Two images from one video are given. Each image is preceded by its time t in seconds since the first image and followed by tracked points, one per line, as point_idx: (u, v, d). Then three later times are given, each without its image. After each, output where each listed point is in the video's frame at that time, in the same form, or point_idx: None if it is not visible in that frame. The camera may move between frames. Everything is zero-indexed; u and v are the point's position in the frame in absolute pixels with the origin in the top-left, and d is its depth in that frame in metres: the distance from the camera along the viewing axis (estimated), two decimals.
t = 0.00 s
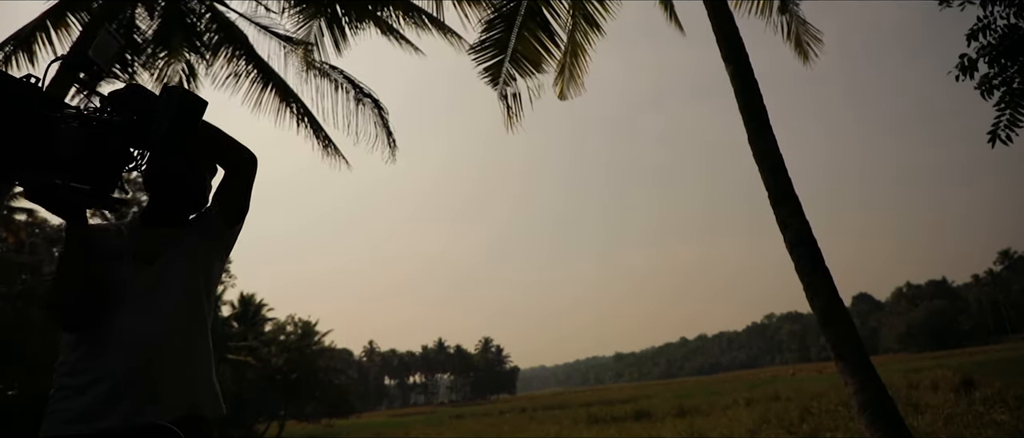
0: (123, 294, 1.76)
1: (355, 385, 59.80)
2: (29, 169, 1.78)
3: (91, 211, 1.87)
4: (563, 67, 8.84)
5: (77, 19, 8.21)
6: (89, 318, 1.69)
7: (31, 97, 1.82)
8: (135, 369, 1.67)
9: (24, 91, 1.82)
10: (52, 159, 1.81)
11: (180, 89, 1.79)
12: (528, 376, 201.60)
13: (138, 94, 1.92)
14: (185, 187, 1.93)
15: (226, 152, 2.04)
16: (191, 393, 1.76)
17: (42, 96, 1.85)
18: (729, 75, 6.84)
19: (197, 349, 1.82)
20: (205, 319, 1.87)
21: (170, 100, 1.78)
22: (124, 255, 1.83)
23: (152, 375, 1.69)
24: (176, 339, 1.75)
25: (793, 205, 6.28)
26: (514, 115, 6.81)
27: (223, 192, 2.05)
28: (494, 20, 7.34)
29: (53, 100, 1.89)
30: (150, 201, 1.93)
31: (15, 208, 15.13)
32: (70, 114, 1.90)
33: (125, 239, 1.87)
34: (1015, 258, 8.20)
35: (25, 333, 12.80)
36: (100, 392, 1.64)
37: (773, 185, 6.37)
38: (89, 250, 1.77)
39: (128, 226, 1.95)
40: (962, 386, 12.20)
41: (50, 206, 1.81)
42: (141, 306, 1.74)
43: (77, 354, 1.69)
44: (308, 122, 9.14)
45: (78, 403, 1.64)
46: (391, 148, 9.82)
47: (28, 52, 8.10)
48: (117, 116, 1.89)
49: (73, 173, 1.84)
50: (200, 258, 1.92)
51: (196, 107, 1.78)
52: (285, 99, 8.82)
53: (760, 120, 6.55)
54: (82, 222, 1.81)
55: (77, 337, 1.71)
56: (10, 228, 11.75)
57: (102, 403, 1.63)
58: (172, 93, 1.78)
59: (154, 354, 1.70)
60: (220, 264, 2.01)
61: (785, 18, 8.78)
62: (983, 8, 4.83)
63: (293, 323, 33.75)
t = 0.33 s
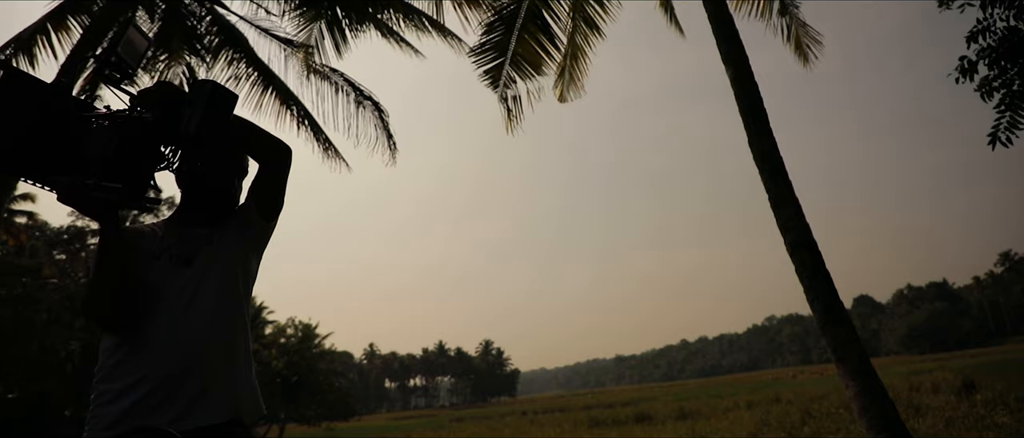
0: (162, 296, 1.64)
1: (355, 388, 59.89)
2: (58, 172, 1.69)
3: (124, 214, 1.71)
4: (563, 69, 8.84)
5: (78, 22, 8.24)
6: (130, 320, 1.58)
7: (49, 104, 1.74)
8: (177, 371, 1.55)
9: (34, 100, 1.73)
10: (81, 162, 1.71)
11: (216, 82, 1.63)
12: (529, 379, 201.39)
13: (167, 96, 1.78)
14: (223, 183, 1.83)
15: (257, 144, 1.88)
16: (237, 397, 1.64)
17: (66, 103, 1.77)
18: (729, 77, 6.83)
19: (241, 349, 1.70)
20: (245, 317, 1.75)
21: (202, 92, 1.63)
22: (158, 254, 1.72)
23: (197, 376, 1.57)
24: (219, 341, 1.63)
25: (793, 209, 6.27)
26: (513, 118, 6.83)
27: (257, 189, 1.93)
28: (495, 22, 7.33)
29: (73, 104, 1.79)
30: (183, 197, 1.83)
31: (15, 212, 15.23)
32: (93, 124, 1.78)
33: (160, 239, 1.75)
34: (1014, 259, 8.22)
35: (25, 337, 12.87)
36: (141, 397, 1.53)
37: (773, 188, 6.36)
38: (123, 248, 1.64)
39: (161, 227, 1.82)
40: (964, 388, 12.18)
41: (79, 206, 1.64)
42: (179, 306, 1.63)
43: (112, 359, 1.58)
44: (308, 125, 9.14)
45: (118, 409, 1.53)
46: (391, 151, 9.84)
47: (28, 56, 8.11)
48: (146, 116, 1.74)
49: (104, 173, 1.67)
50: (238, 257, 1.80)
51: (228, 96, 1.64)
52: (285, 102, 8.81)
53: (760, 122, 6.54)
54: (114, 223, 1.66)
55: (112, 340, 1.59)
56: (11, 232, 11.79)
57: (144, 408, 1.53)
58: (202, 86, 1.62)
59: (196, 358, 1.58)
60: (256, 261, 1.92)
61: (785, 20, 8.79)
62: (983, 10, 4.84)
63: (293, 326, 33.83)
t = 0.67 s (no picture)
0: (210, 290, 1.64)
1: (356, 390, 59.73)
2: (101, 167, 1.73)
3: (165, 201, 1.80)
4: (563, 72, 8.83)
5: (78, 26, 8.28)
6: (183, 313, 1.62)
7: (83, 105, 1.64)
8: (226, 370, 1.58)
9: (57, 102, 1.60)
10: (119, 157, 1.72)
11: (254, 61, 1.70)
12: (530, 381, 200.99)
13: (203, 86, 1.74)
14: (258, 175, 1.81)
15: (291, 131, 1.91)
16: (284, 394, 1.65)
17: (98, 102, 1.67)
18: (730, 79, 6.83)
19: (286, 344, 1.71)
20: (290, 313, 1.77)
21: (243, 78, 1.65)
22: (202, 248, 1.71)
23: (246, 375, 1.60)
24: (266, 334, 1.65)
25: (793, 210, 6.27)
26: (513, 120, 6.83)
27: (290, 178, 1.95)
28: (495, 25, 7.36)
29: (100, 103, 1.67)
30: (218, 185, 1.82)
31: (14, 216, 15.22)
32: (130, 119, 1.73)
33: (201, 234, 1.75)
34: (1016, 260, 8.23)
35: (25, 341, 12.85)
36: (194, 394, 1.56)
37: (774, 189, 6.37)
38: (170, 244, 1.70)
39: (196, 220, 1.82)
40: (967, 388, 12.13)
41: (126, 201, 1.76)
42: (225, 304, 1.64)
43: (164, 355, 1.61)
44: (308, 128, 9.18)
45: (171, 405, 1.56)
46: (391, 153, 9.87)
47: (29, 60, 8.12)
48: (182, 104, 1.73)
49: (145, 162, 1.74)
50: (279, 252, 1.80)
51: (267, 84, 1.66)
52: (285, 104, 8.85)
53: (760, 122, 6.56)
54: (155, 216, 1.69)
55: (163, 336, 1.61)
56: (11, 236, 11.75)
57: (196, 406, 1.56)
58: (245, 67, 1.67)
59: (248, 353, 1.61)
60: (295, 251, 1.88)
61: (785, 21, 8.79)
62: (982, 11, 4.84)
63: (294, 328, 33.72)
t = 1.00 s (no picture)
0: (247, 285, 1.59)
1: (356, 395, 59.63)
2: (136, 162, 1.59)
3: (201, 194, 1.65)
4: (563, 76, 8.81)
5: (78, 31, 8.31)
6: (219, 309, 1.55)
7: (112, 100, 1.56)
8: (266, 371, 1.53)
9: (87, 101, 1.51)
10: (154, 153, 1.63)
11: (288, 51, 1.65)
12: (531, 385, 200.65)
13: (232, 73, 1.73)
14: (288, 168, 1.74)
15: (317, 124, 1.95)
16: (314, 396, 1.63)
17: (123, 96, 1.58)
18: (730, 83, 6.83)
19: (317, 345, 1.69)
20: (317, 311, 1.76)
21: (277, 62, 1.62)
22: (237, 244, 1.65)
23: (283, 376, 1.56)
24: (301, 330, 1.63)
25: (793, 214, 6.25)
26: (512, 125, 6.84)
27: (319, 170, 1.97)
28: (494, 29, 7.36)
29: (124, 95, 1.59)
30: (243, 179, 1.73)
31: (15, 220, 15.27)
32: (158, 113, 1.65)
33: (231, 229, 1.71)
34: (1016, 263, 8.23)
35: (24, 346, 12.81)
36: (230, 394, 1.50)
37: (774, 192, 6.37)
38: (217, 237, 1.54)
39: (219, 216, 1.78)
40: (967, 392, 12.10)
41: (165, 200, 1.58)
42: (266, 302, 1.59)
43: (200, 352, 1.55)
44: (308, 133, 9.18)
45: (206, 406, 1.51)
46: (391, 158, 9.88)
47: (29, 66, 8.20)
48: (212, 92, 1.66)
49: (177, 155, 1.61)
50: (307, 251, 1.80)
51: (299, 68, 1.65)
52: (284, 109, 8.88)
53: (759, 126, 6.56)
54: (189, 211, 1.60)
55: (202, 333, 1.56)
56: (12, 241, 11.71)
57: (232, 407, 1.50)
58: (280, 56, 1.63)
59: (284, 350, 1.57)
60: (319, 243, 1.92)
61: (784, 24, 8.79)
62: (981, 14, 4.84)
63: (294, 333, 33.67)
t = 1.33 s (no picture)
0: (268, 282, 1.67)
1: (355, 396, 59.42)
2: (151, 159, 1.81)
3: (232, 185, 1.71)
4: (563, 77, 8.80)
5: (79, 32, 8.32)
6: (243, 306, 1.62)
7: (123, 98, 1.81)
8: (287, 368, 1.60)
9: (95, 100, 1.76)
10: (186, 148, 1.70)
11: (315, 42, 1.83)
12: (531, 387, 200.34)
13: (260, 63, 1.82)
14: (310, 157, 1.83)
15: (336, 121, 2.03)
16: (327, 394, 1.69)
17: (130, 95, 1.83)
18: (730, 84, 6.84)
19: (330, 343, 1.76)
20: (328, 310, 1.83)
21: (306, 52, 1.80)
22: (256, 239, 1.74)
23: (302, 372, 1.62)
24: (316, 329, 1.70)
25: (793, 217, 6.26)
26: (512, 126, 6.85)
27: (338, 157, 2.08)
28: (494, 30, 7.37)
29: (137, 94, 1.84)
30: (269, 171, 1.81)
31: (16, 220, 15.25)
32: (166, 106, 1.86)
33: (253, 225, 1.79)
34: (1017, 266, 8.21)
35: (24, 346, 12.79)
36: (254, 391, 1.55)
37: (774, 194, 6.37)
38: (245, 235, 1.61)
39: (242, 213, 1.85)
40: (969, 394, 12.06)
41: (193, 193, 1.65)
42: (286, 299, 1.67)
43: (222, 349, 1.60)
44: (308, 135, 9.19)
45: (230, 405, 1.56)
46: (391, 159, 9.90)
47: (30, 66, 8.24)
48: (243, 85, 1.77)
49: (211, 147, 1.68)
50: (321, 250, 1.87)
51: (329, 58, 1.83)
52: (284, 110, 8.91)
53: (759, 127, 6.56)
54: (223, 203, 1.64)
55: (226, 328, 1.61)
56: (12, 240, 11.70)
57: (254, 405, 1.55)
58: (307, 45, 1.80)
59: (302, 346, 1.64)
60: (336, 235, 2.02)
61: (784, 26, 8.81)
62: (982, 17, 4.84)
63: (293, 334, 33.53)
